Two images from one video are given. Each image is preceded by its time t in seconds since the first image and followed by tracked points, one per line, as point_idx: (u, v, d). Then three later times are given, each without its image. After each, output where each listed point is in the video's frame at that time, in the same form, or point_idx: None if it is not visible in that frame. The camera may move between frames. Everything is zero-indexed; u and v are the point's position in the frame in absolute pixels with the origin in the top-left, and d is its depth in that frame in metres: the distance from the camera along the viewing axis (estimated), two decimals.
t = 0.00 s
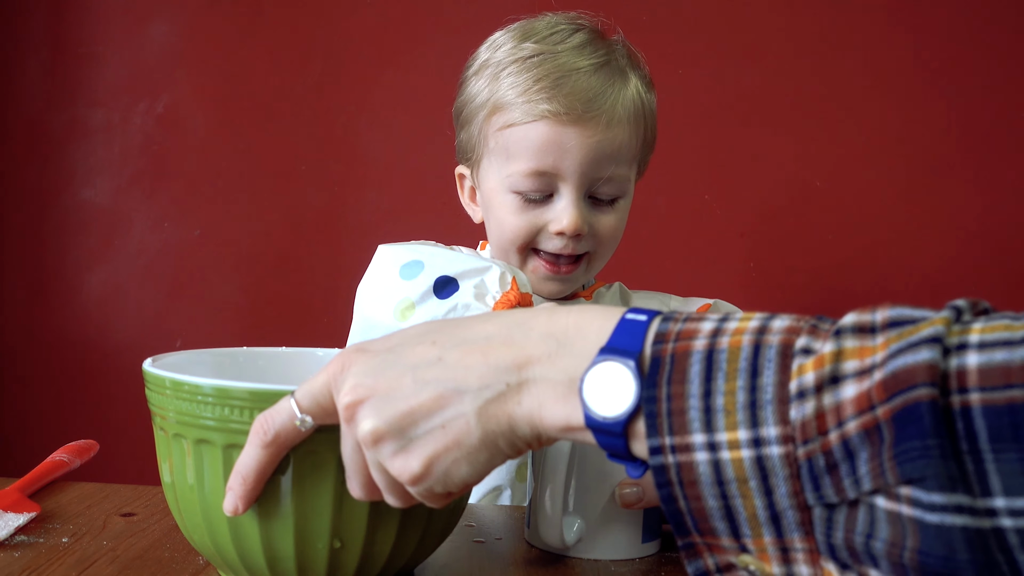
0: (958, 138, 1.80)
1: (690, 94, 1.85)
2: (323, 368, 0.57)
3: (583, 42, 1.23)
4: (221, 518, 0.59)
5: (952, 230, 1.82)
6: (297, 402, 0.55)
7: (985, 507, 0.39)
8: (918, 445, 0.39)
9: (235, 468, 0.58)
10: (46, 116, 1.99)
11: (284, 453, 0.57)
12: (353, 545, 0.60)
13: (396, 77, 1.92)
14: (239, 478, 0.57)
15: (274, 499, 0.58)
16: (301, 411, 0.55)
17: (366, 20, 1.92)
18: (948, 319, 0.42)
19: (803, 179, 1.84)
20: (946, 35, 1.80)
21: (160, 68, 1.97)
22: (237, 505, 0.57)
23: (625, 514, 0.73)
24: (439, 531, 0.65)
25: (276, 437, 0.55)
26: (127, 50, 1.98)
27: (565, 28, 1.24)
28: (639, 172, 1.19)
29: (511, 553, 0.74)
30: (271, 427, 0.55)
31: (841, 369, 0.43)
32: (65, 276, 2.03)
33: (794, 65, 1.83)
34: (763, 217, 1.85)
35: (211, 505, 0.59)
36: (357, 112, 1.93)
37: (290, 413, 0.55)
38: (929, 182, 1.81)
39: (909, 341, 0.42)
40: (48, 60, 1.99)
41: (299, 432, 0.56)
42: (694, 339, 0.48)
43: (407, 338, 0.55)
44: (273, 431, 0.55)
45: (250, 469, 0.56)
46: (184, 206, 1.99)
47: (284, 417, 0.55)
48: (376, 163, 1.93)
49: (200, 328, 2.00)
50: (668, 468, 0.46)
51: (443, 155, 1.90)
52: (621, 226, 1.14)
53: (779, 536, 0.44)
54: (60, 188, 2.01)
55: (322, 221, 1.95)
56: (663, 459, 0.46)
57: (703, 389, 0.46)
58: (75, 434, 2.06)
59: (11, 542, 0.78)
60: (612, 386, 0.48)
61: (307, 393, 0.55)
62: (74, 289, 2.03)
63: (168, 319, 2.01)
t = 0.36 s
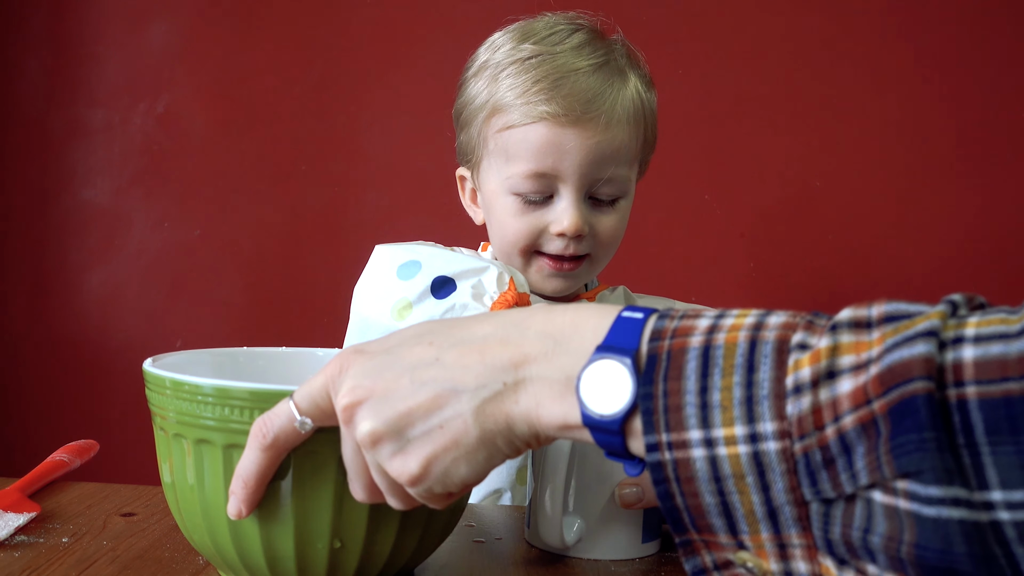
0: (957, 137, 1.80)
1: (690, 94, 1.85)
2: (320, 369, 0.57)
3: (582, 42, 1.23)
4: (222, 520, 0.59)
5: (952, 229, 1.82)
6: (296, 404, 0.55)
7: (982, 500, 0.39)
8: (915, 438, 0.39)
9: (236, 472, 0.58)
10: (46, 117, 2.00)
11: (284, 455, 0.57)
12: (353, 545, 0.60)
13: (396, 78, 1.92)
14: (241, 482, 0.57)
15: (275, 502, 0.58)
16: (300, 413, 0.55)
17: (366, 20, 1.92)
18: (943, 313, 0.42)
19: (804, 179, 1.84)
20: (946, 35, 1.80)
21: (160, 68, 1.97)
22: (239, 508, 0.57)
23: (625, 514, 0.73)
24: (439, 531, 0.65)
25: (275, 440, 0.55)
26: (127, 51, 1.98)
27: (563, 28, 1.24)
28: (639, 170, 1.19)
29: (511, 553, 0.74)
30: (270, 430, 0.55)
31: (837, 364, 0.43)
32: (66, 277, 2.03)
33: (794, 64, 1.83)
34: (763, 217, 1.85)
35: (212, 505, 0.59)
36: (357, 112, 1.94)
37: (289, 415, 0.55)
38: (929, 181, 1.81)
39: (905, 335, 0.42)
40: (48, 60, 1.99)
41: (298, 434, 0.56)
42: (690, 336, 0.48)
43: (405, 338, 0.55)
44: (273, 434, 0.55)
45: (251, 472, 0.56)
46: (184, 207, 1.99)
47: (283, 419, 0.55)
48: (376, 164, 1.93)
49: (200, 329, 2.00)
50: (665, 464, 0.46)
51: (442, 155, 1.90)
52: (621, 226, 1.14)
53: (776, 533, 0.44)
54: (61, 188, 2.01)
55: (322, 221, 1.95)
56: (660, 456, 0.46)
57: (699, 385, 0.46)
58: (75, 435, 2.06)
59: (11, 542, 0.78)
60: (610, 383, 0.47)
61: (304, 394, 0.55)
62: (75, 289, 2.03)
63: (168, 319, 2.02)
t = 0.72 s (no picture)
0: (957, 137, 1.81)
1: (689, 94, 1.85)
2: (321, 370, 0.57)
3: (581, 40, 1.23)
4: (222, 520, 0.59)
5: (951, 229, 1.82)
6: (296, 405, 0.55)
7: (981, 498, 0.39)
8: (914, 436, 0.39)
9: (236, 472, 0.58)
10: (46, 117, 2.00)
11: (283, 455, 0.57)
12: (353, 545, 0.60)
13: (396, 77, 1.92)
14: (241, 482, 0.57)
15: (275, 502, 0.58)
16: (300, 414, 0.55)
17: (366, 20, 1.93)
18: (942, 311, 0.43)
19: (803, 179, 1.84)
20: (945, 35, 1.80)
21: (160, 69, 1.98)
22: (240, 509, 0.57)
23: (625, 514, 0.73)
24: (439, 531, 0.65)
25: (275, 440, 0.55)
26: (128, 51, 1.98)
27: (562, 26, 1.24)
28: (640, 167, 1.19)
29: (511, 552, 0.74)
30: (269, 430, 0.55)
31: (837, 363, 0.43)
32: (66, 276, 2.03)
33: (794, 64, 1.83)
34: (763, 217, 1.85)
35: (212, 505, 0.60)
36: (357, 112, 1.94)
37: (289, 416, 0.55)
38: (928, 181, 1.81)
39: (904, 334, 0.42)
40: (48, 60, 1.99)
41: (298, 435, 0.56)
42: (689, 335, 0.48)
43: (407, 338, 0.55)
44: (272, 434, 0.55)
45: (250, 472, 0.56)
46: (184, 207, 1.99)
47: (282, 420, 0.55)
48: (376, 164, 1.93)
49: (200, 329, 2.01)
50: (664, 464, 0.46)
51: (442, 155, 1.91)
52: (623, 223, 1.14)
53: (776, 531, 0.44)
54: (60, 188, 2.01)
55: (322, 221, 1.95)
56: (659, 455, 0.46)
57: (698, 384, 0.46)
58: (74, 435, 2.06)
59: (11, 542, 0.78)
60: (609, 383, 0.48)
61: (304, 396, 0.56)
62: (75, 289, 2.03)
63: (168, 319, 2.02)
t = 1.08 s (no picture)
0: (957, 137, 1.81)
1: (689, 94, 1.86)
2: (318, 371, 0.57)
3: (560, 40, 1.23)
4: (223, 521, 0.59)
5: (952, 229, 1.82)
6: (294, 405, 0.55)
7: (980, 495, 0.39)
8: (913, 433, 0.39)
9: (235, 472, 0.58)
10: (46, 117, 2.00)
11: (283, 454, 0.57)
12: (353, 544, 0.60)
13: (396, 78, 1.92)
14: (240, 482, 0.57)
15: (275, 502, 0.58)
16: (298, 414, 0.55)
17: (366, 20, 1.93)
18: (940, 308, 0.43)
19: (803, 179, 1.84)
20: (946, 35, 1.80)
21: (160, 69, 1.98)
22: (240, 509, 0.57)
23: (625, 513, 0.73)
24: (439, 530, 0.65)
25: (274, 440, 0.55)
26: (127, 51, 1.98)
27: (542, 29, 1.25)
28: (625, 162, 1.19)
29: (511, 552, 0.74)
30: (268, 431, 0.55)
31: (835, 360, 0.43)
32: (66, 277, 2.03)
33: (794, 64, 1.83)
34: (763, 218, 1.85)
35: (212, 505, 0.60)
36: (357, 112, 1.94)
37: (287, 416, 0.55)
38: (929, 180, 1.81)
39: (902, 331, 0.42)
40: (48, 60, 2.00)
41: (297, 435, 0.56)
42: (688, 333, 0.48)
43: (403, 339, 0.55)
44: (270, 435, 0.55)
45: (250, 473, 0.56)
46: (184, 207, 1.99)
47: (281, 420, 0.55)
48: (376, 164, 1.94)
49: (200, 329, 2.01)
50: (663, 462, 0.46)
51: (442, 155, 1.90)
52: (609, 218, 1.13)
53: (775, 529, 0.44)
54: (60, 189, 2.01)
55: (322, 222, 1.95)
56: (658, 453, 0.46)
57: (697, 382, 0.46)
58: (75, 435, 2.06)
59: (11, 542, 0.78)
60: (608, 381, 0.48)
61: (303, 397, 0.56)
62: (75, 289, 2.04)
63: (168, 319, 2.02)
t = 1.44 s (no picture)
0: (958, 137, 1.80)
1: (690, 94, 1.86)
2: (318, 371, 0.57)
3: (535, 39, 1.25)
4: (222, 521, 0.59)
5: (952, 229, 1.82)
6: (294, 406, 0.55)
7: (980, 496, 0.39)
8: (914, 434, 0.39)
9: (235, 473, 0.58)
10: (46, 117, 2.00)
11: (283, 454, 0.57)
12: (353, 545, 0.60)
13: (396, 77, 1.92)
14: (240, 482, 0.57)
15: (274, 503, 0.58)
16: (298, 414, 0.55)
17: (366, 20, 1.93)
18: (940, 310, 0.42)
19: (803, 179, 1.84)
20: (947, 34, 1.80)
21: (160, 68, 1.98)
22: (240, 509, 0.57)
23: (625, 514, 0.73)
24: (438, 532, 0.65)
25: (273, 441, 0.55)
26: (127, 51, 1.98)
27: (516, 30, 1.27)
28: (605, 157, 1.20)
29: (511, 552, 0.74)
30: (267, 431, 0.55)
31: (835, 361, 0.43)
32: (66, 277, 2.03)
33: (794, 64, 1.83)
34: (763, 217, 1.85)
35: (211, 505, 0.60)
36: (357, 112, 1.94)
37: (287, 417, 0.55)
38: (929, 180, 1.81)
39: (903, 332, 0.42)
40: (48, 60, 2.00)
41: (297, 435, 0.56)
42: (688, 334, 0.48)
43: (402, 339, 0.55)
44: (270, 435, 0.55)
45: (250, 473, 0.56)
46: (184, 207, 1.99)
47: (281, 421, 0.55)
48: (376, 164, 1.93)
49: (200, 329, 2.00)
50: (663, 462, 0.46)
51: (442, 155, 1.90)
52: (591, 211, 1.15)
53: (774, 530, 0.44)
54: (60, 188, 2.01)
55: (322, 221, 1.95)
56: (658, 454, 0.46)
57: (697, 383, 0.46)
58: (75, 435, 2.06)
59: (11, 542, 0.78)
60: (608, 382, 0.47)
61: (302, 399, 0.56)
62: (75, 289, 2.04)
63: (168, 319, 2.02)
